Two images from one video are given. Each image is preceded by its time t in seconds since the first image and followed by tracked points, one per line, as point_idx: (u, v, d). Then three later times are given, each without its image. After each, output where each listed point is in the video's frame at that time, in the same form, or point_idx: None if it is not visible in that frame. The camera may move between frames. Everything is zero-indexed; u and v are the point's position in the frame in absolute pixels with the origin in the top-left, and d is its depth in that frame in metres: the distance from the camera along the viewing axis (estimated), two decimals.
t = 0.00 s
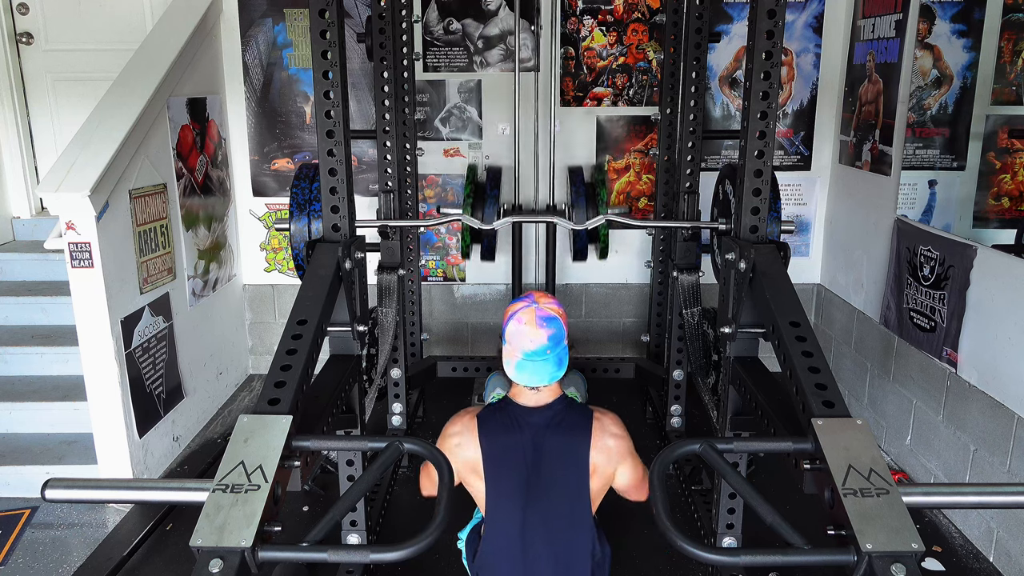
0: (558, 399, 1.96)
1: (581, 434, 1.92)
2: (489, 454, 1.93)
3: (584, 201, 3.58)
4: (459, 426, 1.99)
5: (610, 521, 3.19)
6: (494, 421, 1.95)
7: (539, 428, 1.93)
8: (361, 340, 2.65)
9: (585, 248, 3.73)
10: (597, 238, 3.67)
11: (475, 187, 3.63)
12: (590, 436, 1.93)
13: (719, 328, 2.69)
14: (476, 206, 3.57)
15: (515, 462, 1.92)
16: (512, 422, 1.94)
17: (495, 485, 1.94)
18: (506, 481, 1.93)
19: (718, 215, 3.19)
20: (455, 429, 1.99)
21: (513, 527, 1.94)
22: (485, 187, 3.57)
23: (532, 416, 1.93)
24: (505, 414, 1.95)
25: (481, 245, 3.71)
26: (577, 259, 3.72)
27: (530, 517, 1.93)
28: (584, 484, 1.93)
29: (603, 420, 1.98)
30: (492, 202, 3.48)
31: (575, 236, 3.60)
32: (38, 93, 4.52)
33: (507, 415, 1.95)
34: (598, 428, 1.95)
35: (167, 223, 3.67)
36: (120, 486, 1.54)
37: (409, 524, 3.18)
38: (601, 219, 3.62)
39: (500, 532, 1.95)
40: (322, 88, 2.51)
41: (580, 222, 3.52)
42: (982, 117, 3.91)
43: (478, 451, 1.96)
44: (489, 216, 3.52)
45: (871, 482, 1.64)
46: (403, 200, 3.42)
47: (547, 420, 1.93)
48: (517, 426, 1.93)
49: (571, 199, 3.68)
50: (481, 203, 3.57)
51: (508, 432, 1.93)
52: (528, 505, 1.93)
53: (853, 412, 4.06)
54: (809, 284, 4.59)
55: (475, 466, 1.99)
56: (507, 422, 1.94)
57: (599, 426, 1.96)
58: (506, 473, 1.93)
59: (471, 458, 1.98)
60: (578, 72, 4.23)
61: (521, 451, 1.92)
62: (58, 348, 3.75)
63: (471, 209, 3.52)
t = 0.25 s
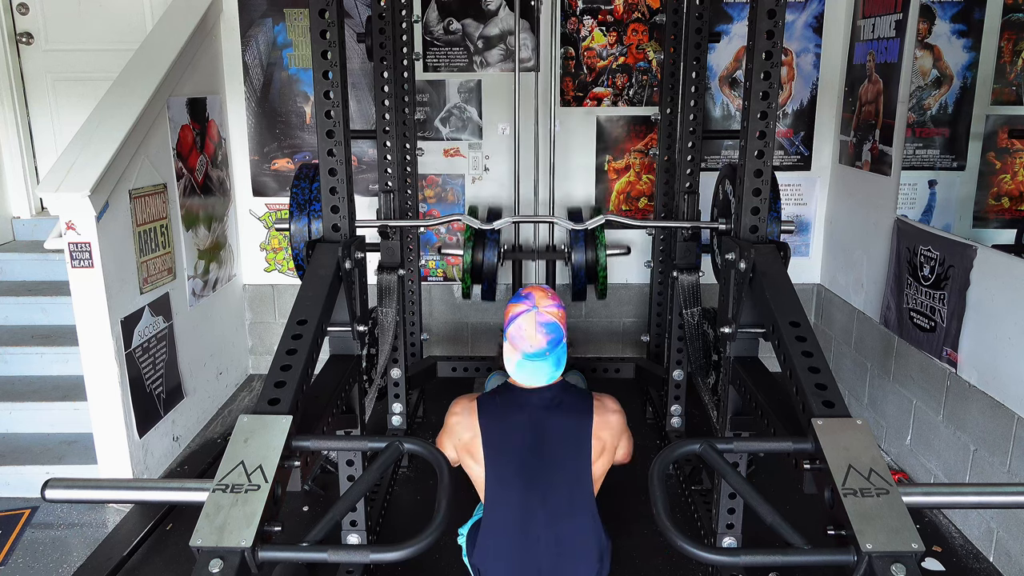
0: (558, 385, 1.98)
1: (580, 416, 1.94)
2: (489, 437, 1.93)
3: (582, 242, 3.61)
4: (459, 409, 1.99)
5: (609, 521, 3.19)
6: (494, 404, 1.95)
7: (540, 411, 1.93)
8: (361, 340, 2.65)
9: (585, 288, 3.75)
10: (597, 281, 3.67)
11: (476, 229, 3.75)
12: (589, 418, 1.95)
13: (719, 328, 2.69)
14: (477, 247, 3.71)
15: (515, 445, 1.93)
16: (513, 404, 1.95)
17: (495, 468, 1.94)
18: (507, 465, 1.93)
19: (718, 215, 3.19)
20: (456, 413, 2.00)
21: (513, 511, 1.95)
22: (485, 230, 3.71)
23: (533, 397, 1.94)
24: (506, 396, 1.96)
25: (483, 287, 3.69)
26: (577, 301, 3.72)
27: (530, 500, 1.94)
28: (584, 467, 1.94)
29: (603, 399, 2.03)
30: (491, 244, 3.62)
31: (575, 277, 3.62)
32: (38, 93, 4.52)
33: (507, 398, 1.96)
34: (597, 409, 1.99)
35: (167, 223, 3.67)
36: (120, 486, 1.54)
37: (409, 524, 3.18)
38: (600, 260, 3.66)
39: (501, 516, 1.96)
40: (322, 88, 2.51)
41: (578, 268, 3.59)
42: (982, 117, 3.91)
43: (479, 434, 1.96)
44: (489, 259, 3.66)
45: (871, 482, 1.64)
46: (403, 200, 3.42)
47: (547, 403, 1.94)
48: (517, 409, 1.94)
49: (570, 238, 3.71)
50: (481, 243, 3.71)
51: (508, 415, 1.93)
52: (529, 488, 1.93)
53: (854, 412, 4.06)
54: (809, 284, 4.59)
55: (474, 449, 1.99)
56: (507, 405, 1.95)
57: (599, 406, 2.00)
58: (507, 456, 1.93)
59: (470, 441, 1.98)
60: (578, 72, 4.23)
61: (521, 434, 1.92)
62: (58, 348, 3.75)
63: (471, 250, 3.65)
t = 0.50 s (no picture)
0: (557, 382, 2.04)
1: (578, 409, 2.00)
2: (490, 429, 1.98)
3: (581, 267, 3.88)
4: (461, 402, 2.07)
5: (609, 521, 3.19)
6: (495, 397, 2.02)
7: (539, 403, 1.99)
8: (361, 340, 2.65)
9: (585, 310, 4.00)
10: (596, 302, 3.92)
11: (477, 254, 3.99)
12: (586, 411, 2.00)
13: (719, 328, 2.69)
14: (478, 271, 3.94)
15: (515, 437, 1.97)
16: (512, 396, 2.01)
17: (495, 461, 1.97)
18: (507, 457, 1.97)
19: (718, 215, 3.19)
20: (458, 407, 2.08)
21: (513, 504, 1.97)
22: (486, 255, 3.94)
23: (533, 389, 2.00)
24: (506, 389, 2.03)
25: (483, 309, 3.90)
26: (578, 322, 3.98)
27: (529, 493, 1.96)
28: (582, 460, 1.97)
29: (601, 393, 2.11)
30: (491, 267, 3.86)
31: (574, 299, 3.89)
32: (38, 93, 4.51)
33: (507, 390, 2.03)
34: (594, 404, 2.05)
35: (167, 223, 3.67)
36: (120, 486, 1.54)
37: (409, 524, 3.18)
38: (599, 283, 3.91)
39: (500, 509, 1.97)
40: (322, 88, 2.51)
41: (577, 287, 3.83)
42: (982, 117, 3.91)
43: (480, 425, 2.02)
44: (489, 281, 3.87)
45: (871, 482, 1.64)
46: (403, 200, 3.42)
47: (546, 396, 2.00)
48: (517, 402, 2.00)
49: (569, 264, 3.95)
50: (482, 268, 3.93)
51: (508, 407, 1.99)
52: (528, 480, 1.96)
53: (854, 412, 4.06)
54: (809, 284, 4.59)
55: (474, 442, 2.04)
56: (506, 397, 2.01)
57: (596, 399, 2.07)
58: (507, 448, 1.97)
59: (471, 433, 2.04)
60: (578, 72, 4.23)
61: (521, 426, 1.97)
62: (58, 348, 3.75)
63: (471, 273, 3.88)
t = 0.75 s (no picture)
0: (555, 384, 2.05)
1: (576, 409, 2.00)
2: (488, 430, 1.98)
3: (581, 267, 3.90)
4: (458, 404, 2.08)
5: (609, 521, 3.19)
6: (493, 398, 2.02)
7: (537, 404, 2.00)
8: (361, 340, 2.65)
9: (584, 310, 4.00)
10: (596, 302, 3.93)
11: (477, 255, 3.97)
12: (584, 411, 2.01)
13: (719, 328, 2.69)
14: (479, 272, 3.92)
15: (514, 438, 1.97)
16: (510, 397, 2.01)
17: (494, 463, 1.97)
18: (505, 458, 1.96)
19: (718, 215, 3.19)
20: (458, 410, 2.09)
21: (512, 505, 1.96)
22: (486, 256, 3.92)
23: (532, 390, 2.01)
24: (504, 389, 2.04)
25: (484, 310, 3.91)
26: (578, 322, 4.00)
27: (528, 493, 1.96)
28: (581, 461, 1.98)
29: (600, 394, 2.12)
30: (492, 269, 3.85)
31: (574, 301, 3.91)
32: (38, 93, 4.52)
33: (505, 391, 2.03)
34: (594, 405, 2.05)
35: (167, 223, 3.67)
36: (120, 486, 1.54)
37: (409, 524, 3.18)
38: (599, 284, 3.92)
39: (500, 510, 1.97)
40: (322, 88, 2.51)
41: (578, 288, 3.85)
42: (982, 117, 3.91)
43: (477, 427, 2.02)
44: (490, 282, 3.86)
45: (871, 482, 1.64)
46: (403, 201, 3.42)
47: (544, 397, 2.01)
48: (515, 403, 2.01)
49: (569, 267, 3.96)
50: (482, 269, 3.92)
51: (507, 408, 1.99)
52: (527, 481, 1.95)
53: (853, 412, 4.06)
54: (809, 284, 4.59)
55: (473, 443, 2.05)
56: (505, 398, 2.02)
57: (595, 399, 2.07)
58: (505, 449, 1.96)
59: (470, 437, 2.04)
60: (578, 72, 4.23)
61: (519, 427, 1.97)
62: (59, 348, 3.75)
63: (472, 275, 3.87)
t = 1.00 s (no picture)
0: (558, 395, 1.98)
1: (579, 425, 1.94)
2: (489, 445, 1.94)
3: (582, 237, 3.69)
4: (458, 416, 2.02)
5: (609, 521, 3.19)
6: (494, 413, 1.96)
7: (540, 419, 1.94)
8: (361, 340, 2.65)
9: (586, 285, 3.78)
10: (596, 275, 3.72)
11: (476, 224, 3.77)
12: (588, 427, 1.94)
13: (719, 328, 2.69)
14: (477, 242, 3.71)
15: (514, 454, 1.92)
16: (512, 412, 1.95)
17: (495, 477, 1.94)
18: (506, 473, 1.93)
19: (718, 215, 3.19)
20: (457, 423, 2.01)
21: (512, 520, 1.93)
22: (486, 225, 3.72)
23: (533, 407, 1.95)
24: (506, 403, 1.97)
25: (482, 282, 3.70)
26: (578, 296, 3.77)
27: (529, 509, 1.92)
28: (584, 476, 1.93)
29: (607, 408, 2.04)
30: (492, 239, 3.63)
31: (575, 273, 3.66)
32: (38, 93, 4.52)
33: (507, 406, 1.96)
34: (599, 420, 1.98)
35: (167, 223, 3.67)
36: (120, 486, 1.54)
37: (409, 524, 3.18)
38: (600, 255, 3.71)
39: (500, 525, 1.94)
40: (322, 88, 2.51)
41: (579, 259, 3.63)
42: (982, 117, 3.91)
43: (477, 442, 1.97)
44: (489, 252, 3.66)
45: (871, 482, 1.64)
46: (403, 200, 3.42)
47: (547, 412, 1.94)
48: (516, 417, 1.94)
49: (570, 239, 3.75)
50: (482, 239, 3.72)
51: (507, 423, 1.94)
52: (528, 497, 1.92)
53: (853, 412, 4.06)
54: (809, 283, 4.59)
55: (473, 458, 2.00)
56: (506, 414, 1.95)
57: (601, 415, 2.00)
58: (506, 464, 1.93)
59: (468, 450, 2.00)
60: (578, 72, 4.23)
61: (520, 442, 1.93)
62: (59, 348, 3.75)
63: (471, 244, 3.67)
